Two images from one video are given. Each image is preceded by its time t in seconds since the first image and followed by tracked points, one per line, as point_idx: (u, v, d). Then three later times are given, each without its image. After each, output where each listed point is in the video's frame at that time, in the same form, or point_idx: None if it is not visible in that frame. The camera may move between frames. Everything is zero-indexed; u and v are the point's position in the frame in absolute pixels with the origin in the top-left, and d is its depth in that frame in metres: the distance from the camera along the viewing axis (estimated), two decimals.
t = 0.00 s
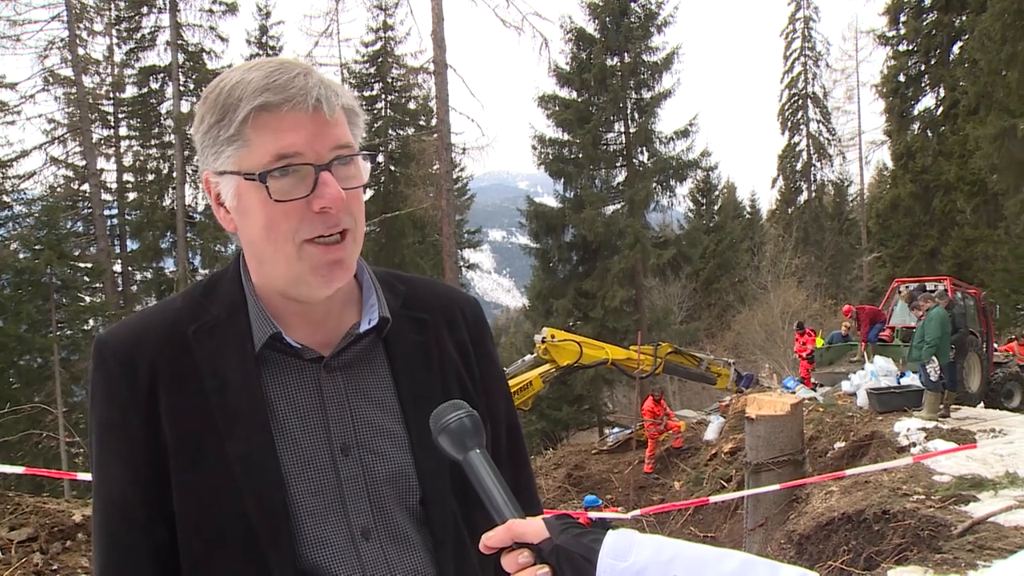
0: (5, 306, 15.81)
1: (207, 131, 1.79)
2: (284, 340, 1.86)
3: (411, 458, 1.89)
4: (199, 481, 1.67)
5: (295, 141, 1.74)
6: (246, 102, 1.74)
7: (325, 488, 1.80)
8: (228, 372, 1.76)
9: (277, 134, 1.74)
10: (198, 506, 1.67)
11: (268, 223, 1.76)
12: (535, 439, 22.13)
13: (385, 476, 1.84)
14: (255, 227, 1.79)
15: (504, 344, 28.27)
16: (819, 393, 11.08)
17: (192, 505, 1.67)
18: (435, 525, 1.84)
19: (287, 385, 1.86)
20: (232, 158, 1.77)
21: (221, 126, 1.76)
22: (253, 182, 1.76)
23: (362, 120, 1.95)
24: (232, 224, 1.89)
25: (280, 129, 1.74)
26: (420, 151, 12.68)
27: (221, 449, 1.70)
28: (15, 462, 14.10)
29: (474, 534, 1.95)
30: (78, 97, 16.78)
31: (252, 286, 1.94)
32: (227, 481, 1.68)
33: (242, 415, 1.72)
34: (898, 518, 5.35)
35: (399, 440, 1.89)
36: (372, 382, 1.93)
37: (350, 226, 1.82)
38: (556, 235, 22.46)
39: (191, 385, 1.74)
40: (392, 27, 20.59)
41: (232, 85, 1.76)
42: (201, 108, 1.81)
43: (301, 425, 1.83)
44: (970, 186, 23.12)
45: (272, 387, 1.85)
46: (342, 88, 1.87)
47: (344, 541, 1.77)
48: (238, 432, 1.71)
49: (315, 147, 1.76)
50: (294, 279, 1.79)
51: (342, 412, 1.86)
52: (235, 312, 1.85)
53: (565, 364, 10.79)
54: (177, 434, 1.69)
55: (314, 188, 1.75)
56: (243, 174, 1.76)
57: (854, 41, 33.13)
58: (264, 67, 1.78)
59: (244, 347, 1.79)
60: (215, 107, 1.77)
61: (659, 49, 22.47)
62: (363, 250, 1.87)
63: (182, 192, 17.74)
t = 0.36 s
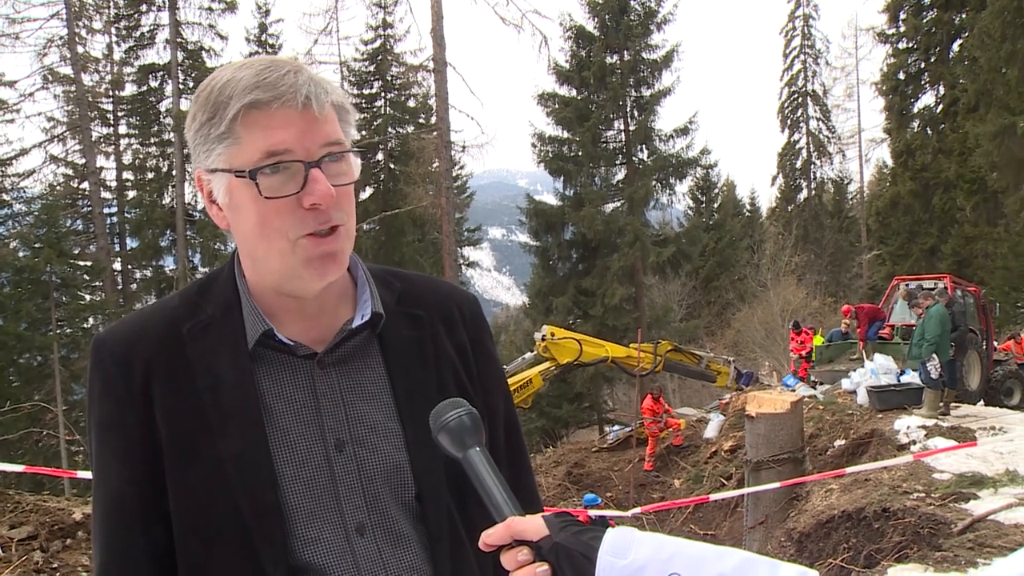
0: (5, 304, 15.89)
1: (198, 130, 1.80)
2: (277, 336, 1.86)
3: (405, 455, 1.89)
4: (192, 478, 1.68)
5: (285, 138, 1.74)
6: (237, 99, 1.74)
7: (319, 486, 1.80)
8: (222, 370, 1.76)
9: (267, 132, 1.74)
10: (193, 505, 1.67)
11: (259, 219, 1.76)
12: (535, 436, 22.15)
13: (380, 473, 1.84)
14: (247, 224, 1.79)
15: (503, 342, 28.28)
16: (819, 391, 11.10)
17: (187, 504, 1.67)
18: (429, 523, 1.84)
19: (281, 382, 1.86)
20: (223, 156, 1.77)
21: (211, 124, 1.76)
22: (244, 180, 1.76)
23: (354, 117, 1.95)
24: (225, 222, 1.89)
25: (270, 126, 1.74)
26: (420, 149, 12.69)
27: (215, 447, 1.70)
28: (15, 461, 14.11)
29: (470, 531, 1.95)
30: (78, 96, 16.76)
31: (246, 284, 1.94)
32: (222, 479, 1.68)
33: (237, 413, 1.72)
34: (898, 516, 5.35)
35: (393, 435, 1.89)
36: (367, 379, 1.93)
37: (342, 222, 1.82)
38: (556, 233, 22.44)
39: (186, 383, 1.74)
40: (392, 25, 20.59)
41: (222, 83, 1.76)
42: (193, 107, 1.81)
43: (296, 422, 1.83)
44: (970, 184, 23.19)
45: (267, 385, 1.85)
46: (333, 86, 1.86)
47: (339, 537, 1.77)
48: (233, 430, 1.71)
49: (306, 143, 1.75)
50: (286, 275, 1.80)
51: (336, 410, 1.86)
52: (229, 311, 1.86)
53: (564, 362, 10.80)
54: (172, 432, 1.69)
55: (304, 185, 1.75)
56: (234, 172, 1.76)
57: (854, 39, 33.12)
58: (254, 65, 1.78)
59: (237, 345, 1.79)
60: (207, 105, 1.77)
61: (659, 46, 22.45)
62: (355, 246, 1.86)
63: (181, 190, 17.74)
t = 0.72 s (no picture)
0: (13, 301, 15.86)
1: (199, 132, 1.80)
2: (274, 335, 1.87)
3: (404, 455, 1.89)
4: (191, 477, 1.69)
5: (285, 140, 1.75)
6: (236, 100, 1.74)
7: (316, 486, 1.81)
8: (221, 369, 1.77)
9: (267, 133, 1.74)
10: (190, 503, 1.68)
11: (260, 221, 1.76)
12: (540, 436, 22.15)
13: (377, 473, 1.85)
14: (247, 225, 1.79)
15: (509, 342, 28.28)
16: (825, 392, 11.06)
17: (185, 503, 1.68)
18: (427, 524, 1.84)
19: (280, 382, 1.87)
20: (224, 158, 1.78)
21: (212, 125, 1.77)
22: (244, 181, 1.76)
23: (354, 117, 1.95)
24: (226, 223, 1.89)
25: (270, 128, 1.74)
26: (426, 148, 12.71)
27: (213, 446, 1.70)
28: (22, 458, 14.18)
29: (469, 531, 1.96)
30: (85, 94, 16.82)
31: (246, 284, 1.95)
32: (219, 478, 1.69)
33: (234, 412, 1.73)
34: (905, 518, 5.34)
35: (392, 436, 1.89)
36: (367, 380, 1.94)
37: (342, 222, 1.83)
38: (562, 233, 22.40)
39: (184, 382, 1.75)
40: (398, 24, 20.62)
41: (223, 85, 1.77)
42: (194, 109, 1.82)
43: (294, 423, 1.84)
44: (977, 185, 23.08)
45: (265, 386, 1.86)
46: (333, 86, 1.87)
47: (335, 537, 1.78)
48: (231, 429, 1.71)
49: (305, 145, 1.76)
50: (287, 276, 1.80)
51: (334, 409, 1.87)
52: (228, 310, 1.87)
53: (569, 362, 10.79)
54: (170, 431, 1.70)
55: (304, 186, 1.76)
56: (234, 174, 1.77)
57: (861, 39, 33.01)
58: (254, 67, 1.78)
59: (236, 345, 1.80)
60: (207, 107, 1.78)
61: (666, 46, 22.42)
62: (355, 245, 1.87)
63: (188, 188, 17.81)
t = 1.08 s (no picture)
0: (17, 301, 16.06)
1: (200, 135, 1.80)
2: (276, 339, 1.87)
3: (405, 460, 1.89)
4: (190, 480, 1.69)
5: (288, 142, 1.75)
6: (238, 103, 1.74)
7: (316, 491, 1.81)
8: (222, 372, 1.77)
9: (271, 135, 1.74)
10: (188, 505, 1.68)
11: (263, 225, 1.76)
12: (543, 436, 22.15)
13: (378, 479, 1.85)
14: (251, 229, 1.79)
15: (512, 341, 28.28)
16: (828, 392, 11.03)
17: (183, 506, 1.68)
18: (427, 529, 1.84)
19: (282, 387, 1.87)
20: (226, 161, 1.78)
21: (214, 128, 1.77)
22: (248, 184, 1.76)
23: (358, 117, 1.95)
24: (228, 226, 1.89)
25: (273, 130, 1.74)
26: (429, 147, 12.72)
27: (213, 449, 1.71)
28: (25, 457, 14.24)
29: (470, 537, 1.96)
30: (89, 94, 16.86)
31: (250, 286, 1.95)
32: (218, 482, 1.69)
33: (235, 417, 1.72)
34: (908, 518, 5.32)
35: (393, 441, 1.89)
36: (369, 384, 1.94)
37: (347, 224, 1.83)
38: (565, 233, 22.37)
39: (186, 384, 1.75)
40: (401, 24, 20.64)
41: (224, 86, 1.77)
42: (195, 112, 1.82)
43: (294, 427, 1.84)
44: (981, 184, 22.98)
45: (267, 389, 1.86)
46: (336, 87, 1.87)
47: (334, 544, 1.78)
48: (231, 433, 1.71)
49: (309, 146, 1.76)
50: (292, 280, 1.81)
51: (335, 413, 1.87)
52: (230, 311, 1.87)
53: (573, 361, 10.78)
54: (170, 434, 1.70)
55: (308, 189, 1.75)
56: (237, 177, 1.77)
57: (865, 39, 32.93)
58: (255, 68, 1.78)
59: (238, 348, 1.80)
60: (208, 109, 1.78)
61: (670, 46, 22.39)
62: (359, 248, 1.87)
63: (191, 188, 17.84)
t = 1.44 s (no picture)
0: (12, 298, 16.01)
1: (188, 138, 1.79)
2: (274, 336, 1.87)
3: (407, 455, 1.89)
4: (191, 478, 1.69)
5: (280, 142, 1.73)
6: (226, 104, 1.72)
7: (318, 488, 1.81)
8: (219, 369, 1.76)
9: (261, 136, 1.73)
10: (190, 504, 1.68)
11: (259, 227, 1.76)
12: (540, 434, 22.17)
13: (381, 474, 1.85)
14: (246, 231, 1.79)
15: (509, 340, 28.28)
16: (825, 392, 11.06)
17: (184, 506, 1.68)
18: (431, 525, 1.84)
19: (282, 383, 1.86)
20: (216, 164, 1.77)
21: (202, 131, 1.76)
22: (241, 188, 1.75)
23: (347, 111, 1.94)
24: (222, 229, 1.89)
25: (264, 131, 1.73)
26: (427, 145, 12.71)
27: (213, 447, 1.70)
28: (21, 454, 14.21)
29: (474, 531, 1.96)
30: (86, 90, 16.81)
31: (244, 283, 1.94)
32: (218, 480, 1.69)
33: (233, 413, 1.72)
34: (904, 518, 5.34)
35: (395, 436, 1.89)
36: (369, 379, 1.93)
37: (344, 221, 1.82)
38: (562, 231, 22.36)
39: (182, 383, 1.74)
40: (399, 21, 20.62)
41: (208, 87, 1.75)
42: (180, 114, 1.80)
43: (295, 424, 1.84)
44: (978, 185, 23.08)
45: (267, 386, 1.86)
46: (323, 80, 1.85)
47: (339, 541, 1.79)
48: (230, 431, 1.71)
49: (301, 144, 1.74)
50: (289, 281, 1.80)
51: (335, 409, 1.87)
52: (225, 309, 1.86)
53: (570, 360, 10.77)
54: (168, 435, 1.69)
55: (303, 190, 1.74)
56: (230, 180, 1.76)
57: (862, 39, 32.98)
58: (240, 66, 1.76)
59: (235, 346, 1.79)
60: (194, 112, 1.76)
61: (668, 45, 22.40)
62: (356, 245, 1.86)
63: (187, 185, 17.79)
